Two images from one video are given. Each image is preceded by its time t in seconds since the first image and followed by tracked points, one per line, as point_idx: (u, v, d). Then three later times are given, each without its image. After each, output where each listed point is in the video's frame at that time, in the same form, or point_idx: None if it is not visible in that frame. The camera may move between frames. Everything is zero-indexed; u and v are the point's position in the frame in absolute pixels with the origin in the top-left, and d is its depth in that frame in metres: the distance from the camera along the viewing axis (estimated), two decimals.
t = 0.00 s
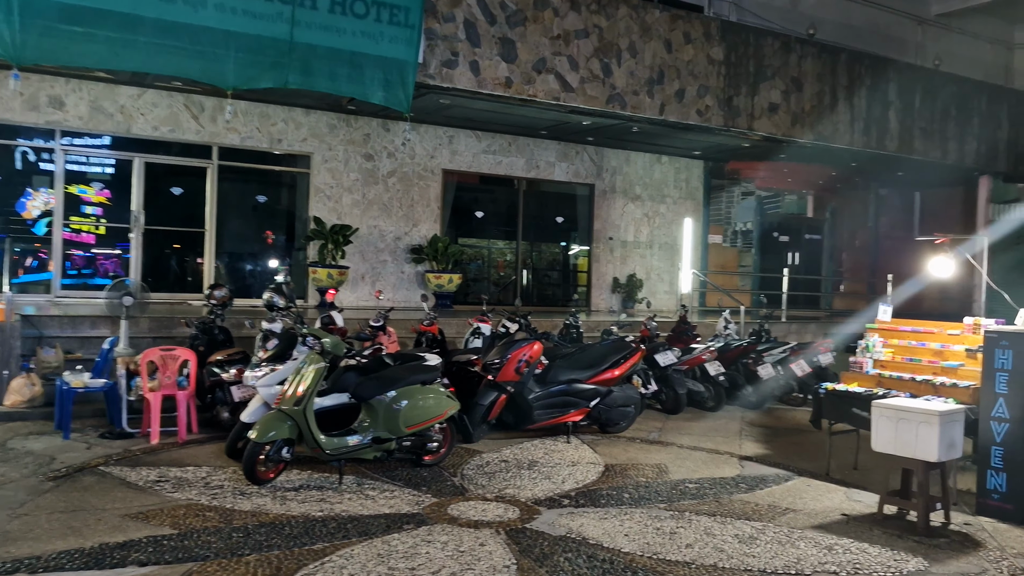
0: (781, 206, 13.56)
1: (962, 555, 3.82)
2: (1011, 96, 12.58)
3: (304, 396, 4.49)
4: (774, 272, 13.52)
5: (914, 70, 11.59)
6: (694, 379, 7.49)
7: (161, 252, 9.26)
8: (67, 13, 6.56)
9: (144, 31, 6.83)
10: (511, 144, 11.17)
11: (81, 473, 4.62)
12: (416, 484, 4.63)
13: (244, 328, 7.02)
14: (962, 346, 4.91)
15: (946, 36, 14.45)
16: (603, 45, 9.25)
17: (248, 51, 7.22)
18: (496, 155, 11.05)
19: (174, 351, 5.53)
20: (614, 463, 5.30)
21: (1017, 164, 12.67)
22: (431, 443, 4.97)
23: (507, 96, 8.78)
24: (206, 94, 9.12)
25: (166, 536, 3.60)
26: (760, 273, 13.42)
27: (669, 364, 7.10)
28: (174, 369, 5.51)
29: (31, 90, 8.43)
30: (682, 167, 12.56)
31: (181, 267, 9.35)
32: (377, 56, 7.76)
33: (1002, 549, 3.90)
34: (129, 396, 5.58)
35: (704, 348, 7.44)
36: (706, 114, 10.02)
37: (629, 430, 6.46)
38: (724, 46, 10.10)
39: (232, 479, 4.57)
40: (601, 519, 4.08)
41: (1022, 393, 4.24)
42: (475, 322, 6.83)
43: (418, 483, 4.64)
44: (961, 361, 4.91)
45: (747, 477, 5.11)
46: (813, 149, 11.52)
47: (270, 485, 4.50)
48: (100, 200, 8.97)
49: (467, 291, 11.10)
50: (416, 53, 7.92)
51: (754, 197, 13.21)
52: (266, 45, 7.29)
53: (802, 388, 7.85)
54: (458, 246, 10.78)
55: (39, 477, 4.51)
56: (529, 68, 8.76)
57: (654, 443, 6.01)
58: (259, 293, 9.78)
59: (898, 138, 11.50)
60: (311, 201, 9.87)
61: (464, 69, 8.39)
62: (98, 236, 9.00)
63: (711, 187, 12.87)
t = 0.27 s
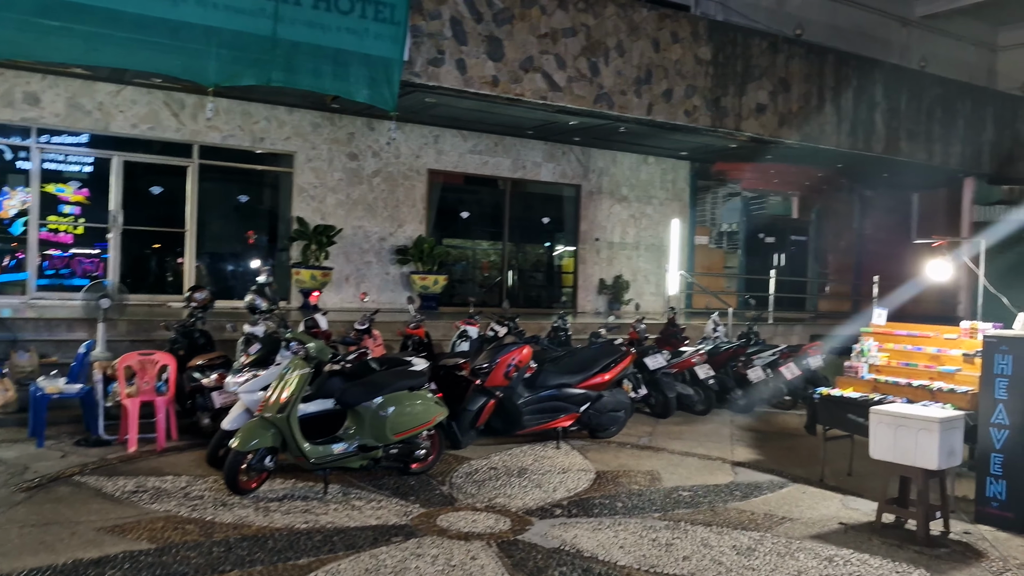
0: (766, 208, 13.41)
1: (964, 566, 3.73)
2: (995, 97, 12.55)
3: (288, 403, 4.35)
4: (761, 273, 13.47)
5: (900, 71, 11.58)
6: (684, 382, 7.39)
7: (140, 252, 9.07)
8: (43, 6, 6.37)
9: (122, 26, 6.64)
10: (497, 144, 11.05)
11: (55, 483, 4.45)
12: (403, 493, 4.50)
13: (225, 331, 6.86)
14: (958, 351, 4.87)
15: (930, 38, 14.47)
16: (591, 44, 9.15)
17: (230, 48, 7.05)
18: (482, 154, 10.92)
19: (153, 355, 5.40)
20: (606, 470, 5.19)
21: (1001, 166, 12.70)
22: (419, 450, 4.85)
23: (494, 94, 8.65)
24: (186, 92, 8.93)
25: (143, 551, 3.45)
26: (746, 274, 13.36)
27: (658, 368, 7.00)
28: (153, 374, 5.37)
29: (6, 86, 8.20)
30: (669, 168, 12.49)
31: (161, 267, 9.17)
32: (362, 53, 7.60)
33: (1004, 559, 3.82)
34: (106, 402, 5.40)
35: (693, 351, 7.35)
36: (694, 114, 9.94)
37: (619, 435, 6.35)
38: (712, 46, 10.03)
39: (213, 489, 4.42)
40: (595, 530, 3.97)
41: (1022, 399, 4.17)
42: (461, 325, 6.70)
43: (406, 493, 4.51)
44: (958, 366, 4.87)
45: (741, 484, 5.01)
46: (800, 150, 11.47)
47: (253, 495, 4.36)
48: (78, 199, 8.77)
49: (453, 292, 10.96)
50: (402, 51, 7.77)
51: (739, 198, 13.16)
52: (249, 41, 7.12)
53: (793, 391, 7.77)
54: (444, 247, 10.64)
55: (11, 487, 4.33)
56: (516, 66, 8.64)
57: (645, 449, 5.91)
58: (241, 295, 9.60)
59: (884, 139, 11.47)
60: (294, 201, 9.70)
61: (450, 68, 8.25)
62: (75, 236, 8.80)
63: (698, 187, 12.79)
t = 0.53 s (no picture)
0: (757, 208, 13.34)
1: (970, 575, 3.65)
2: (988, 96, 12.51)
3: (276, 409, 4.22)
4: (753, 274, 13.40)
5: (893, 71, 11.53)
6: (679, 385, 7.30)
7: (126, 253, 8.91)
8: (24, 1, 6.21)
9: (106, 22, 6.49)
10: (489, 143, 10.92)
11: (34, 492, 4.31)
12: (395, 501, 4.39)
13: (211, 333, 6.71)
14: (960, 354, 4.83)
15: (922, 38, 14.44)
16: (583, 42, 9.04)
17: (217, 45, 6.90)
18: (473, 154, 10.80)
19: (137, 359, 5.25)
20: (601, 476, 5.08)
21: (993, 166, 12.67)
22: (410, 456, 4.72)
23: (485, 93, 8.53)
24: (172, 89, 8.76)
25: (124, 565, 3.31)
26: (739, 275, 13.29)
27: (653, 370, 6.88)
28: (136, 379, 5.20)
29: None
30: (661, 167, 12.40)
31: (148, 267, 9.02)
32: (352, 51, 7.47)
33: (1010, 568, 3.74)
34: (88, 408, 5.26)
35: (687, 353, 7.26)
36: (687, 113, 9.85)
37: (614, 439, 6.24)
38: (705, 45, 9.94)
39: (198, 497, 4.28)
40: (592, 539, 3.86)
41: None
42: (454, 327, 6.60)
43: (397, 500, 4.39)
44: (960, 369, 4.82)
45: (740, 489, 4.92)
46: (794, 150, 11.40)
47: (239, 504, 4.22)
48: (63, 199, 8.61)
49: (443, 293, 10.84)
50: (392, 49, 7.63)
51: (731, 198, 13.09)
52: (236, 38, 6.97)
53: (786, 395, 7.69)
54: (434, 247, 10.51)
55: None
56: (508, 65, 8.52)
57: (641, 453, 5.81)
58: (229, 296, 9.45)
59: (877, 139, 11.41)
60: (282, 201, 9.56)
61: (441, 66, 8.11)
62: (61, 236, 8.64)
63: (690, 187, 12.70)
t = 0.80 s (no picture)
0: (763, 205, 13.21)
1: None
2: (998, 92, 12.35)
3: (274, 410, 4.09)
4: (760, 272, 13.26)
5: (901, 66, 11.37)
6: (687, 385, 7.16)
7: (125, 252, 8.80)
8: None
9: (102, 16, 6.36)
10: (492, 140, 10.79)
11: (25, 496, 4.19)
12: (396, 505, 4.26)
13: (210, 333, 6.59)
14: (979, 352, 4.71)
15: (930, 33, 14.27)
16: (588, 37, 8.91)
17: (215, 39, 6.77)
18: (476, 151, 10.67)
19: (133, 359, 5.13)
20: (608, 478, 4.95)
21: (1003, 162, 12.51)
22: (412, 459, 4.59)
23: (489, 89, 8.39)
24: (171, 85, 8.64)
25: (114, 573, 3.19)
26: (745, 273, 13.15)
27: (659, 370, 6.72)
28: (131, 380, 5.07)
29: None
30: (667, 165, 12.26)
31: (149, 267, 8.88)
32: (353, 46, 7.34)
33: None
34: (82, 409, 5.14)
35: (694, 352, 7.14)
36: (694, 109, 9.70)
37: (620, 441, 6.11)
38: (712, 40, 9.80)
39: (193, 502, 4.16)
40: (601, 545, 3.72)
41: None
42: (457, 326, 6.45)
43: (399, 504, 4.26)
44: (979, 368, 4.70)
45: (751, 492, 4.78)
46: (801, 146, 11.25)
47: (235, 509, 4.10)
48: (64, 198, 8.50)
49: (447, 292, 10.71)
50: (394, 43, 7.50)
51: (737, 196, 12.94)
52: (234, 32, 6.84)
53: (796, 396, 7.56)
54: (437, 245, 10.38)
55: None
56: (512, 60, 8.38)
57: (649, 455, 5.67)
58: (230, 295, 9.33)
59: (886, 136, 11.25)
60: (283, 199, 9.43)
61: (444, 61, 7.98)
62: (62, 236, 8.53)
63: (696, 185, 12.56)
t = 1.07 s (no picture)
0: (805, 206, 12.95)
1: None
2: None
3: (304, 415, 4.00)
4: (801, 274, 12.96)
5: (949, 62, 11.03)
6: (728, 390, 6.99)
7: (161, 254, 8.81)
8: None
9: (136, 17, 6.34)
10: (528, 141, 10.64)
11: (55, 501, 4.14)
12: (428, 514, 4.14)
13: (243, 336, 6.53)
14: None
15: (977, 28, 13.85)
16: (625, 34, 8.74)
17: (248, 40, 6.73)
18: (511, 151, 10.53)
19: (163, 362, 5.08)
20: (647, 488, 4.79)
21: None
22: (445, 466, 4.47)
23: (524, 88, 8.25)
24: (206, 87, 8.63)
25: None
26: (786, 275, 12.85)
27: (700, 374, 6.60)
28: (162, 384, 5.04)
29: (21, 83, 7.94)
30: (705, 164, 12.02)
31: (186, 269, 8.93)
32: (386, 45, 7.26)
33: None
34: (114, 414, 5.12)
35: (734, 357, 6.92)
36: (733, 107, 9.48)
37: (659, 448, 5.93)
38: (752, 36, 9.58)
39: (222, 509, 4.08)
40: (641, 560, 3.56)
41: None
42: (492, 329, 6.31)
43: (431, 513, 4.14)
44: None
45: (797, 504, 4.58)
46: (844, 145, 10.95)
47: (264, 516, 4.01)
48: (104, 201, 8.56)
49: (481, 294, 10.59)
50: (428, 42, 7.40)
51: (778, 196, 12.66)
52: (267, 32, 6.79)
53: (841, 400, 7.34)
54: (472, 247, 10.28)
55: (6, 506, 4.02)
56: (547, 58, 8.23)
57: (689, 463, 5.49)
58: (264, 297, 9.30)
59: (933, 133, 10.91)
60: (317, 201, 9.39)
61: (478, 60, 7.85)
62: (102, 238, 8.57)
63: (736, 185, 12.30)
